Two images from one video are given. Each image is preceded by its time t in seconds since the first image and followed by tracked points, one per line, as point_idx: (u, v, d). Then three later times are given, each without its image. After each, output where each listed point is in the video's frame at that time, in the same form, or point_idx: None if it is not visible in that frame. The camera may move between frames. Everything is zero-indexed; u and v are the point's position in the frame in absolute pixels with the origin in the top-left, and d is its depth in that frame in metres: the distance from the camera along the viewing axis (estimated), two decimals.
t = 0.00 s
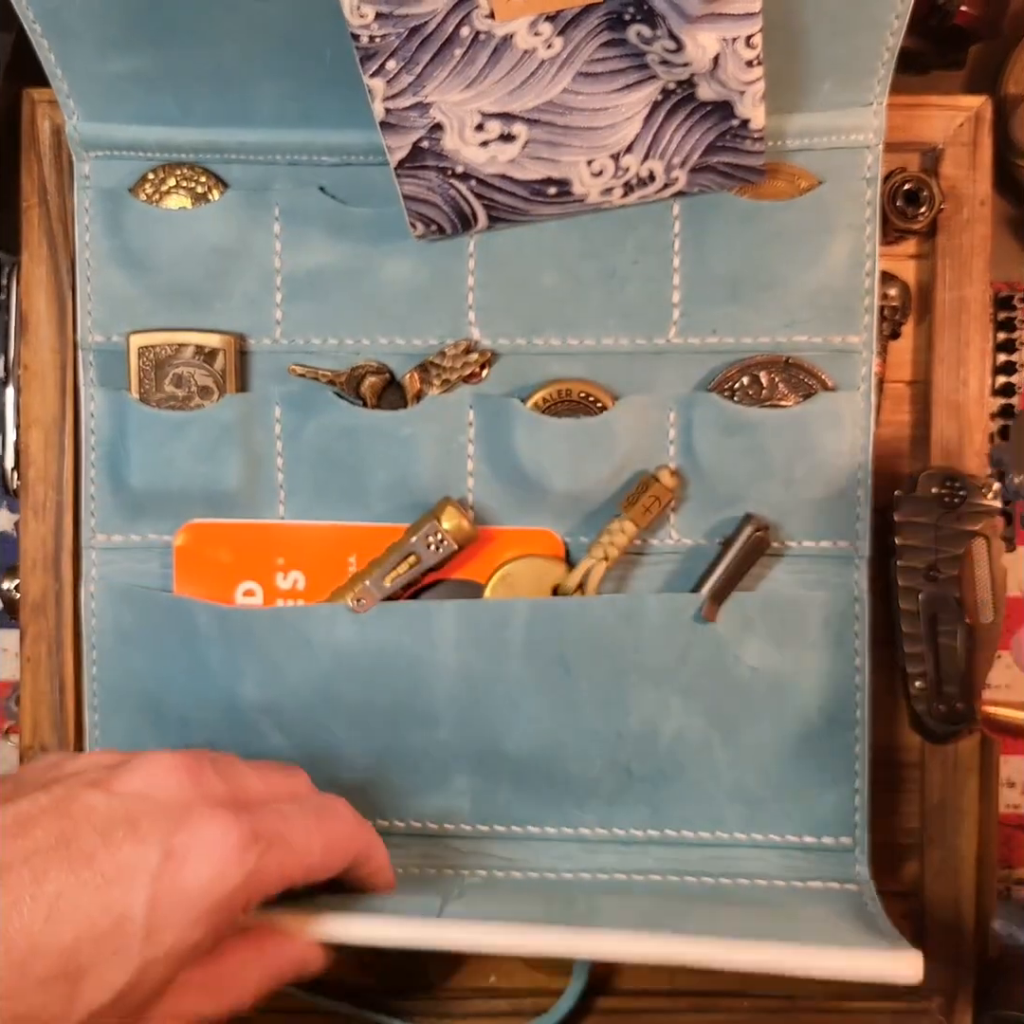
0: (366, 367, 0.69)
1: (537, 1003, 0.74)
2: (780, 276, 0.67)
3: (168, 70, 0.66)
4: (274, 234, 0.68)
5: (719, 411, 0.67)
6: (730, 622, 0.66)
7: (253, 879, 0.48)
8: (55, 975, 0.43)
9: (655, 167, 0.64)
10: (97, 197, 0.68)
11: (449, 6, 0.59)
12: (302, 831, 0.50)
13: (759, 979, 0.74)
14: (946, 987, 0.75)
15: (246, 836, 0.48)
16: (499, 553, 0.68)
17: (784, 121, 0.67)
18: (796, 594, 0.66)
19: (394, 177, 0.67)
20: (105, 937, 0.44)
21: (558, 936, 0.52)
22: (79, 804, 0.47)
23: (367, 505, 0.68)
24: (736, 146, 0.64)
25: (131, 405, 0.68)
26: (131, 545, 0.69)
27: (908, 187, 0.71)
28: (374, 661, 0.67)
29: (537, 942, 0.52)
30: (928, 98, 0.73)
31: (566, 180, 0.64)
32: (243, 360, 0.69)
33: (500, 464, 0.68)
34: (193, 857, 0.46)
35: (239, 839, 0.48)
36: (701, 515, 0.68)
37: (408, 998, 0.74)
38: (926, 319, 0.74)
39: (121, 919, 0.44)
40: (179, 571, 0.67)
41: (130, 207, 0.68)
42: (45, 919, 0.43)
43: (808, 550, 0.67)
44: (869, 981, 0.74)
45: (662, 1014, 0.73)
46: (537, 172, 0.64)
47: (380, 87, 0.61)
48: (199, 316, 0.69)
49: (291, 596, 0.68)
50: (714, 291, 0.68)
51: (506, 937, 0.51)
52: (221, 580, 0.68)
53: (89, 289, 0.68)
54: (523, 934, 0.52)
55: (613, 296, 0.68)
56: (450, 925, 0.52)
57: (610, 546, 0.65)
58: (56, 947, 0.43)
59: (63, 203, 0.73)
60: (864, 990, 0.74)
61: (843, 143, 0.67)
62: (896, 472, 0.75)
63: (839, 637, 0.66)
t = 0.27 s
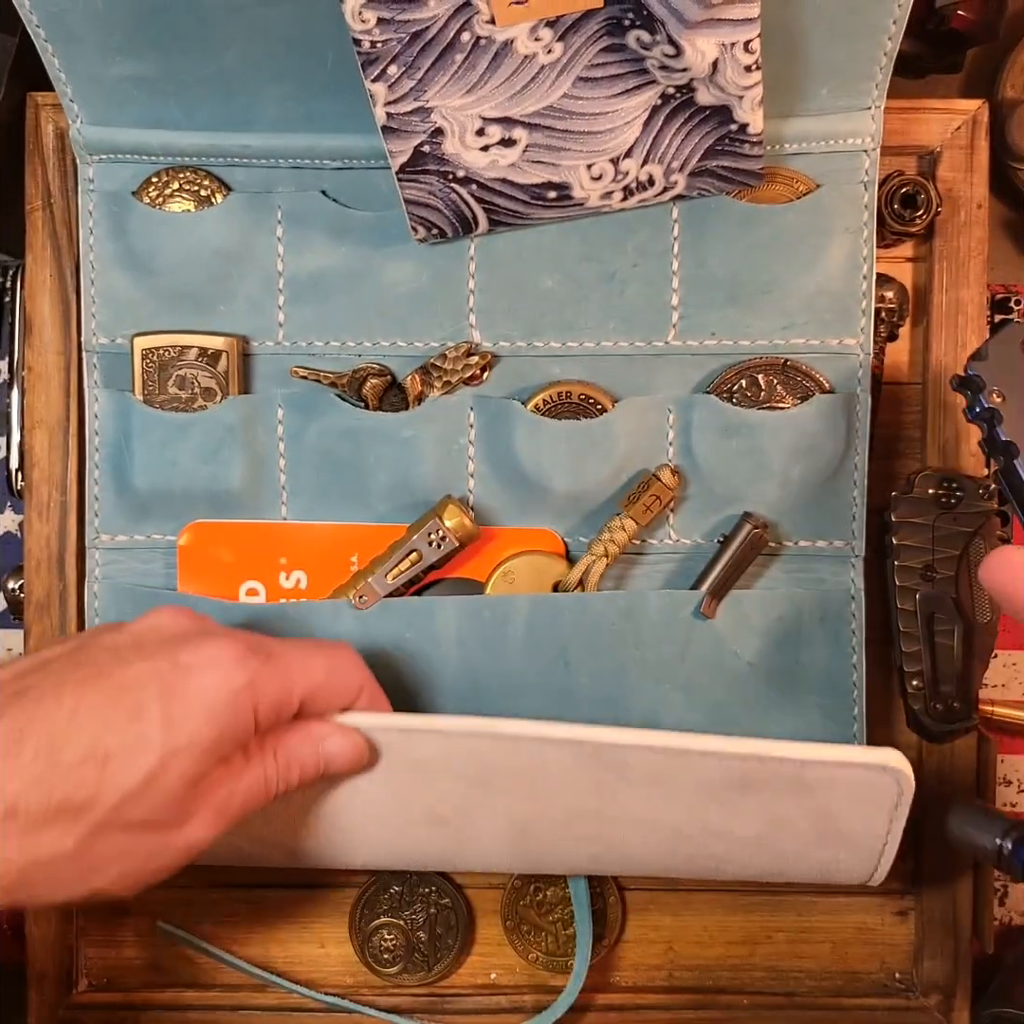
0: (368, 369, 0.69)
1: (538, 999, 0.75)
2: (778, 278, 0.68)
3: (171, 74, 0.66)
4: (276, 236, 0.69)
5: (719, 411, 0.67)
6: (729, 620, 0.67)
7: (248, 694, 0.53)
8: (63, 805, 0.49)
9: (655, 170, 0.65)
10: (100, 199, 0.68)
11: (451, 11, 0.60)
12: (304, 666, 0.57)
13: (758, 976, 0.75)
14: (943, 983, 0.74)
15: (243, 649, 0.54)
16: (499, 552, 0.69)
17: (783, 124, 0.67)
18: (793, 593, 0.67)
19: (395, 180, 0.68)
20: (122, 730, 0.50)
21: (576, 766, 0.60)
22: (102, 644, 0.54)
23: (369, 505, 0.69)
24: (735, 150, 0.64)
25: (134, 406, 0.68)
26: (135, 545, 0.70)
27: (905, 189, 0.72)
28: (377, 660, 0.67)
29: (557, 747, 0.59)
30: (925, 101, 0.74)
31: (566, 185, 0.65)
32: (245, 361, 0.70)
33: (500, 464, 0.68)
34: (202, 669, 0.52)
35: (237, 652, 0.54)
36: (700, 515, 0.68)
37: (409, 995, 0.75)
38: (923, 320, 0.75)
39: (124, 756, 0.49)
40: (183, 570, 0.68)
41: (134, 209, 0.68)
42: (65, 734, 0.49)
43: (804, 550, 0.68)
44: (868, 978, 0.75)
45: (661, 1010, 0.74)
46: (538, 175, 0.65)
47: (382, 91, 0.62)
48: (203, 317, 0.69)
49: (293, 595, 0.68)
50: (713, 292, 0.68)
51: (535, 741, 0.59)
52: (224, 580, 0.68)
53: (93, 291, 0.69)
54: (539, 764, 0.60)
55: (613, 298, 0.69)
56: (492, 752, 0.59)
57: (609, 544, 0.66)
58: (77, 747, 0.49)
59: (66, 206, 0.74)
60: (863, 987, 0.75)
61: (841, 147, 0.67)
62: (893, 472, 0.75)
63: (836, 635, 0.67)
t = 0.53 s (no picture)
0: (368, 369, 0.69)
1: (538, 1000, 0.75)
2: (778, 279, 0.68)
3: (171, 73, 0.66)
4: (276, 236, 0.69)
5: (719, 411, 0.67)
6: (729, 620, 0.67)
7: (219, 621, 0.55)
8: (95, 777, 0.54)
9: (655, 170, 0.65)
10: (100, 199, 0.68)
11: (451, 11, 0.60)
12: (263, 572, 0.58)
13: (757, 977, 0.75)
14: (943, 983, 0.74)
15: (204, 580, 0.56)
16: (499, 552, 0.69)
17: (783, 124, 0.67)
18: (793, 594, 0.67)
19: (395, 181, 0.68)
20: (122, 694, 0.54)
21: (580, 726, 0.65)
22: (60, 619, 0.57)
23: (369, 505, 0.69)
24: (735, 151, 0.64)
25: (134, 406, 0.68)
26: (135, 545, 0.69)
27: (905, 189, 0.72)
28: (378, 660, 0.67)
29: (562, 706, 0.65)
30: (926, 101, 0.74)
31: (566, 185, 0.65)
32: (245, 361, 0.70)
33: (500, 464, 0.68)
34: (164, 610, 0.55)
35: (199, 582, 0.56)
36: (700, 515, 0.68)
37: (409, 996, 0.75)
38: (923, 320, 0.75)
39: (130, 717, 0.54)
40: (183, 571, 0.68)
41: (133, 209, 0.68)
42: (68, 710, 0.54)
43: (803, 550, 0.68)
44: (868, 978, 0.75)
45: (661, 1010, 0.74)
46: (538, 175, 0.65)
47: (383, 91, 0.62)
48: (202, 317, 0.69)
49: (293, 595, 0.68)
50: (714, 292, 0.68)
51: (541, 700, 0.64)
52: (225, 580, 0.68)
53: (92, 290, 0.69)
54: (543, 725, 0.65)
55: (613, 298, 0.69)
56: (502, 712, 0.65)
57: (609, 544, 0.66)
58: (85, 720, 0.54)
59: (66, 205, 0.73)
60: (863, 986, 0.75)
61: (841, 147, 0.67)
62: (893, 472, 0.75)
63: (835, 634, 0.67)
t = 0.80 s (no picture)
0: (368, 369, 0.69)
1: (538, 1000, 0.75)
2: (779, 279, 0.68)
3: (171, 74, 0.66)
4: (276, 236, 0.69)
5: (719, 411, 0.67)
6: (729, 621, 0.67)
7: (246, 618, 0.52)
8: (153, 802, 0.49)
9: (655, 170, 0.65)
10: (100, 199, 0.68)
11: (451, 11, 0.60)
12: (276, 561, 0.55)
13: (757, 977, 0.75)
14: (943, 983, 0.74)
15: (223, 578, 0.52)
16: (499, 552, 0.69)
17: (783, 124, 0.67)
18: (792, 594, 0.67)
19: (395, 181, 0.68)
20: (168, 712, 0.49)
21: (580, 709, 0.66)
22: (70, 643, 0.51)
23: (369, 505, 0.69)
24: (735, 151, 0.64)
25: (134, 405, 0.68)
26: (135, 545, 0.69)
27: (906, 189, 0.72)
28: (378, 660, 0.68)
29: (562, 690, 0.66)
30: (926, 101, 0.74)
31: (566, 185, 0.65)
32: (245, 361, 0.70)
33: (501, 464, 0.68)
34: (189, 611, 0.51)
35: (218, 584, 0.52)
36: (699, 515, 0.68)
37: (410, 995, 0.75)
38: (923, 320, 0.75)
39: (183, 733, 0.50)
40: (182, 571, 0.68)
41: (134, 209, 0.68)
42: (120, 729, 0.48)
43: (804, 550, 0.68)
44: (868, 977, 0.75)
45: (661, 1010, 0.74)
46: (539, 175, 0.65)
47: (383, 91, 0.62)
48: (202, 317, 0.69)
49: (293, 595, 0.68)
50: (714, 292, 0.68)
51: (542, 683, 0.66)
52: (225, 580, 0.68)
53: (92, 291, 0.69)
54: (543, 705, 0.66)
55: (613, 298, 0.69)
56: (504, 698, 0.66)
57: (609, 544, 0.65)
58: (140, 739, 0.49)
59: (66, 205, 0.73)
60: (863, 986, 0.75)
61: (841, 147, 0.67)
62: (892, 472, 0.75)
63: (835, 633, 0.67)
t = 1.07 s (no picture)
0: (368, 369, 0.69)
1: (537, 1000, 0.75)
2: (779, 279, 0.68)
3: (172, 74, 0.66)
4: (276, 236, 0.69)
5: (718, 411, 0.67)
6: (730, 621, 0.67)
7: (245, 626, 0.52)
8: (144, 804, 0.49)
9: (655, 170, 0.65)
10: (100, 199, 0.68)
11: (452, 11, 0.60)
12: (282, 570, 0.55)
13: (756, 977, 0.75)
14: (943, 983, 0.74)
15: (226, 584, 0.53)
16: (499, 553, 0.69)
17: (783, 124, 0.67)
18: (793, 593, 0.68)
19: (395, 181, 0.68)
20: (167, 713, 0.49)
21: (582, 706, 0.66)
22: (75, 638, 0.52)
23: (369, 505, 0.69)
24: (735, 151, 0.64)
25: (134, 405, 0.68)
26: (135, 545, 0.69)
27: (905, 189, 0.72)
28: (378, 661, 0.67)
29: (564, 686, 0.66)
30: (926, 101, 0.74)
31: (567, 185, 0.65)
32: (245, 361, 0.70)
33: (500, 464, 0.68)
34: (188, 614, 0.51)
35: (221, 589, 0.52)
36: (698, 516, 0.69)
37: (410, 995, 0.75)
38: (923, 320, 0.75)
39: (177, 738, 0.50)
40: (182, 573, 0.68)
41: (134, 209, 0.68)
42: (111, 732, 0.48)
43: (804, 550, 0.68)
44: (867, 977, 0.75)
45: (660, 1010, 0.74)
46: (539, 175, 0.65)
47: (383, 91, 0.62)
48: (203, 317, 0.69)
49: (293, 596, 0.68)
50: (714, 292, 0.68)
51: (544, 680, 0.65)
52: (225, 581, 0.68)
53: (92, 291, 0.69)
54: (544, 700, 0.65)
55: (613, 298, 0.69)
56: (506, 693, 0.66)
57: (609, 544, 0.66)
58: (132, 744, 0.49)
59: (66, 205, 0.73)
60: (863, 985, 0.75)
61: (841, 147, 0.67)
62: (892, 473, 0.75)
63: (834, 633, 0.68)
